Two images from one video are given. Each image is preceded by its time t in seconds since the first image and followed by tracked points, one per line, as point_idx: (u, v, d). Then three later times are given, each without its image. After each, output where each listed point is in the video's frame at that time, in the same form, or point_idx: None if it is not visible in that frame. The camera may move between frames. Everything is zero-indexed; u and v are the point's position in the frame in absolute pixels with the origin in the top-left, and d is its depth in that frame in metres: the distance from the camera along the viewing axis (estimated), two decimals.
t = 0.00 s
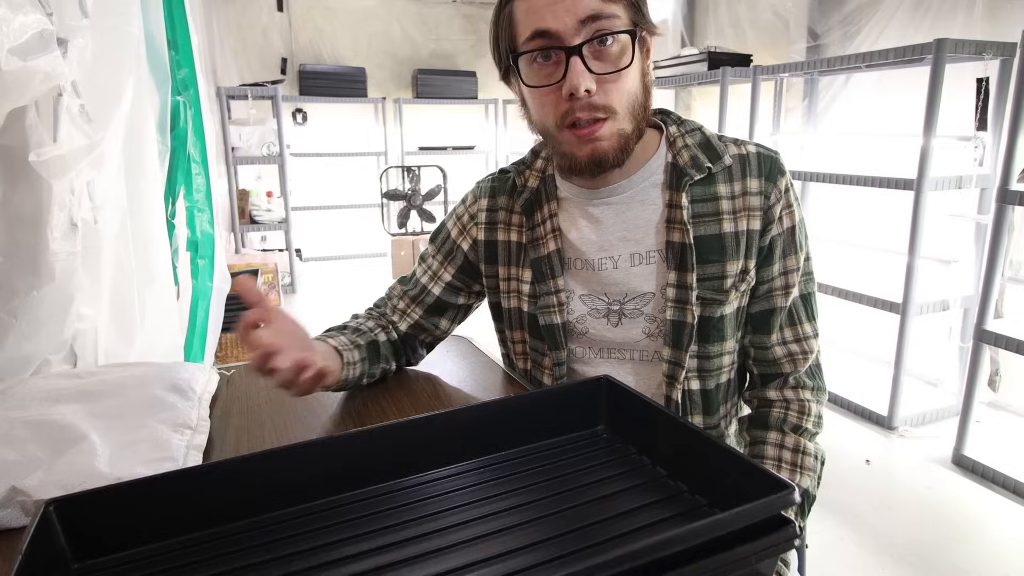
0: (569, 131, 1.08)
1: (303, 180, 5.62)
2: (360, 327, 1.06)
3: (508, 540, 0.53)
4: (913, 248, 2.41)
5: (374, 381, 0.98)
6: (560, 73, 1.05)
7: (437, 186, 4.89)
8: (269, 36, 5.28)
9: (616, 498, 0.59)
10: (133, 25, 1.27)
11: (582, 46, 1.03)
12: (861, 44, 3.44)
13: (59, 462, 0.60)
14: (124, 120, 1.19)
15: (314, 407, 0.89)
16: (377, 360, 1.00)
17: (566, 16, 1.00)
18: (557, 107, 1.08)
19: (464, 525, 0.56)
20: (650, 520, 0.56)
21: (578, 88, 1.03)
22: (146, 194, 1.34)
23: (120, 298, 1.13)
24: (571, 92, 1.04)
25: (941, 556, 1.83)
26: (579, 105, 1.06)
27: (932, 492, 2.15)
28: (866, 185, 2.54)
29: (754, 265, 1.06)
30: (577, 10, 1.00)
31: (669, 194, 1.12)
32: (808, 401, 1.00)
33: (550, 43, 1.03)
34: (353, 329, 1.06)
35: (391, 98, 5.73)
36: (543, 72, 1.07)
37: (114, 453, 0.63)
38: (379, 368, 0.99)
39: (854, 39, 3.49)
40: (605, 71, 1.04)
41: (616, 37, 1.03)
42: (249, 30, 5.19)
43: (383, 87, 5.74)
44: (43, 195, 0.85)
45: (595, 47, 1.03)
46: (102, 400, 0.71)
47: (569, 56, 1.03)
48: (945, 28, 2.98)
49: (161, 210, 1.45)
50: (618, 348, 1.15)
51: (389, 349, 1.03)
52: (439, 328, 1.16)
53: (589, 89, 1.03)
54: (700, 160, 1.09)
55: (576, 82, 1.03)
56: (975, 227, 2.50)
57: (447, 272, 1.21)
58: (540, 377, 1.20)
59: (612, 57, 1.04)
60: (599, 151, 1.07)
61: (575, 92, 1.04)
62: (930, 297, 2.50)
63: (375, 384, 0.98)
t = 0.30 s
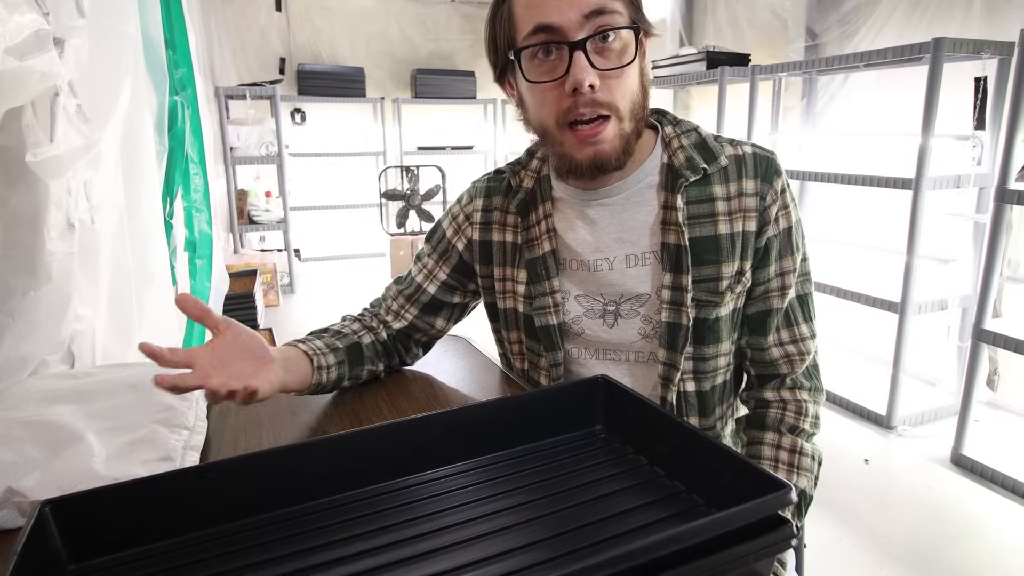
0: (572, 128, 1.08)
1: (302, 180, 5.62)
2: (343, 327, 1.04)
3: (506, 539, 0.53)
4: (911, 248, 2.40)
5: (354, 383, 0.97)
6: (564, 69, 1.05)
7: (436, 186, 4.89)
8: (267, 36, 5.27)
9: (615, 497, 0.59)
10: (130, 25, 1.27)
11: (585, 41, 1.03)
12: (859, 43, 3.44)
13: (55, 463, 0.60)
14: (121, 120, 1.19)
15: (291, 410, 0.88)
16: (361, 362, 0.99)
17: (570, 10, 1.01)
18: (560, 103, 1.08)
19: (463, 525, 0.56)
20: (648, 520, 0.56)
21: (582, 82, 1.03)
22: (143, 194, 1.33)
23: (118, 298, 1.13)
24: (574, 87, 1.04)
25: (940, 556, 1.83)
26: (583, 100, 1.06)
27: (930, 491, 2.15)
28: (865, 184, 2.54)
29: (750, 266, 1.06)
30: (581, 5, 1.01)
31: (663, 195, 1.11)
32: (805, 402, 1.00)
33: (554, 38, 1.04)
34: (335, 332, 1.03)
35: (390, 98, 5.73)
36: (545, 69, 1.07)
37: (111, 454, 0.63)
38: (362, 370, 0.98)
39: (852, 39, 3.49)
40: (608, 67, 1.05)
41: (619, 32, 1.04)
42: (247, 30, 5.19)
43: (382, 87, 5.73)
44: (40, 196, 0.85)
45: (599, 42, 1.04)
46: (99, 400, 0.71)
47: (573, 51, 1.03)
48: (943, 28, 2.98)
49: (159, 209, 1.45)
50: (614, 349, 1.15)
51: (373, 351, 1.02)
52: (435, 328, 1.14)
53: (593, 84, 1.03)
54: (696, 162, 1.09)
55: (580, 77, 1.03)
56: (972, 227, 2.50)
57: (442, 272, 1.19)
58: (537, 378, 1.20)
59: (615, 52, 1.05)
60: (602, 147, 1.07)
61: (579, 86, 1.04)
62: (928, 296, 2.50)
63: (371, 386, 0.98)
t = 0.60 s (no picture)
0: (539, 145, 1.07)
1: (302, 182, 5.62)
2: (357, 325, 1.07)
3: (508, 542, 0.53)
4: (911, 249, 2.40)
5: (365, 381, 0.98)
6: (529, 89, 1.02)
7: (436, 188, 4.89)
8: (267, 38, 5.28)
9: (614, 501, 0.59)
10: (129, 28, 1.27)
11: (547, 63, 0.99)
12: (858, 45, 3.45)
13: (54, 468, 0.60)
14: (120, 123, 1.19)
15: (305, 406, 0.90)
16: (371, 361, 1.00)
17: (531, 34, 0.97)
18: (527, 120, 1.06)
19: (463, 529, 0.56)
20: (648, 523, 0.56)
21: (540, 108, 1.00)
22: (143, 197, 1.33)
23: (117, 302, 1.13)
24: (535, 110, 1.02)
25: (941, 558, 1.83)
26: (547, 122, 1.04)
27: (931, 493, 2.15)
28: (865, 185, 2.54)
29: (750, 269, 1.06)
30: (543, 28, 0.96)
31: (664, 198, 1.12)
32: (806, 405, 1.00)
33: (517, 59, 1.00)
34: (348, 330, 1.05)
35: (390, 100, 5.73)
36: (514, 86, 1.04)
37: (111, 459, 0.63)
38: (372, 368, 0.99)
39: (851, 40, 3.50)
40: (572, 90, 1.01)
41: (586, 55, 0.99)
42: (247, 33, 5.19)
43: (382, 90, 5.74)
44: (40, 200, 0.85)
45: (562, 65, 0.99)
46: (98, 404, 0.71)
47: (534, 75, 1.00)
48: (942, 30, 2.99)
49: (158, 212, 1.45)
50: (614, 351, 1.15)
51: (379, 351, 1.03)
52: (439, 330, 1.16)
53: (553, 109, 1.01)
54: (696, 165, 1.09)
55: (538, 103, 1.00)
56: (972, 228, 2.50)
57: (444, 275, 1.20)
58: (537, 380, 1.20)
59: (580, 74, 1.00)
60: (566, 166, 1.07)
61: (539, 111, 1.01)
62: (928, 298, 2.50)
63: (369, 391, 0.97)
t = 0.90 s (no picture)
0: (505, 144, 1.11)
1: (300, 183, 5.62)
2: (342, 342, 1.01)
3: (505, 542, 0.53)
4: (908, 250, 2.41)
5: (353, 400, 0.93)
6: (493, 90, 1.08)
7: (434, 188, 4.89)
8: (265, 38, 5.28)
9: (611, 502, 0.59)
10: (127, 28, 1.27)
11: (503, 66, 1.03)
12: (856, 46, 3.45)
13: (50, 468, 0.60)
14: (118, 123, 1.19)
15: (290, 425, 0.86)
16: (358, 377, 0.95)
17: (490, 37, 1.02)
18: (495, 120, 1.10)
19: (460, 529, 0.56)
20: (645, 525, 0.55)
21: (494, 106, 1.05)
22: (141, 198, 1.33)
23: (115, 301, 1.13)
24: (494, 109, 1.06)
25: (938, 558, 1.83)
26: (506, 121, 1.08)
27: (928, 493, 2.15)
28: (862, 186, 2.54)
29: (746, 270, 1.06)
30: (497, 33, 1.01)
31: (662, 198, 1.12)
32: (802, 406, 1.00)
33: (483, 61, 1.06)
34: (329, 350, 0.99)
35: (388, 101, 5.73)
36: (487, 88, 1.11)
37: (107, 460, 0.63)
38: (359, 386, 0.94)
39: (849, 41, 3.50)
40: (526, 92, 1.04)
41: (541, 57, 1.02)
42: (246, 33, 5.19)
43: (380, 90, 5.74)
44: (36, 200, 0.85)
45: (518, 67, 1.03)
46: (95, 405, 0.71)
47: (493, 76, 1.04)
48: (939, 31, 2.99)
49: (155, 213, 1.45)
50: (611, 351, 1.15)
51: (370, 363, 0.99)
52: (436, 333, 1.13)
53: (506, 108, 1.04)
54: (693, 165, 1.09)
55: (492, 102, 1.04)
56: (969, 229, 2.51)
57: (443, 275, 1.18)
58: (534, 381, 1.20)
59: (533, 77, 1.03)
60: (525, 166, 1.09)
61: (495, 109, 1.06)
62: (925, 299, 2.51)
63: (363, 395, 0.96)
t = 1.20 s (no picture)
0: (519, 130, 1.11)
1: (300, 184, 5.62)
2: (326, 321, 1.05)
3: (505, 544, 0.53)
4: (908, 251, 2.41)
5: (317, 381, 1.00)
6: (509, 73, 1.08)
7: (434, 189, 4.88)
8: (265, 40, 5.28)
9: (609, 504, 0.59)
10: (126, 29, 1.27)
11: (520, 49, 1.03)
12: (855, 48, 3.46)
13: (46, 470, 0.60)
14: (116, 124, 1.19)
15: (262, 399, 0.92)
16: (315, 360, 1.00)
17: (507, 21, 1.02)
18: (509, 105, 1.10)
19: (458, 531, 0.56)
20: (643, 527, 0.55)
21: (510, 89, 1.05)
22: (139, 198, 1.33)
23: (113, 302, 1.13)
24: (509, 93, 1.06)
25: (937, 559, 1.83)
26: (521, 105, 1.07)
27: (927, 495, 2.15)
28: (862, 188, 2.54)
29: (751, 270, 1.06)
30: (515, 17, 1.01)
31: (667, 195, 1.12)
32: (804, 407, 1.01)
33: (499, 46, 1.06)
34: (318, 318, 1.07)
35: (388, 102, 5.73)
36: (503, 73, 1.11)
37: (103, 462, 0.63)
38: (317, 369, 1.01)
39: (848, 43, 3.51)
40: (543, 75, 1.04)
41: (558, 41, 1.02)
42: (245, 34, 5.20)
43: (380, 91, 5.74)
44: (35, 201, 0.85)
45: (535, 52, 1.03)
46: (92, 406, 0.70)
47: (510, 59, 1.04)
48: (938, 33, 3.00)
49: (154, 213, 1.45)
50: (611, 350, 1.15)
51: (341, 353, 1.01)
52: (435, 329, 1.12)
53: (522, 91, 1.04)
54: (700, 162, 1.08)
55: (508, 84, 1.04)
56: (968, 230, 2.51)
57: (443, 271, 1.19)
58: (534, 379, 1.20)
59: (550, 61, 1.03)
60: (539, 151, 1.09)
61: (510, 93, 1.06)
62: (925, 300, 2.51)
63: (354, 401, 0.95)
